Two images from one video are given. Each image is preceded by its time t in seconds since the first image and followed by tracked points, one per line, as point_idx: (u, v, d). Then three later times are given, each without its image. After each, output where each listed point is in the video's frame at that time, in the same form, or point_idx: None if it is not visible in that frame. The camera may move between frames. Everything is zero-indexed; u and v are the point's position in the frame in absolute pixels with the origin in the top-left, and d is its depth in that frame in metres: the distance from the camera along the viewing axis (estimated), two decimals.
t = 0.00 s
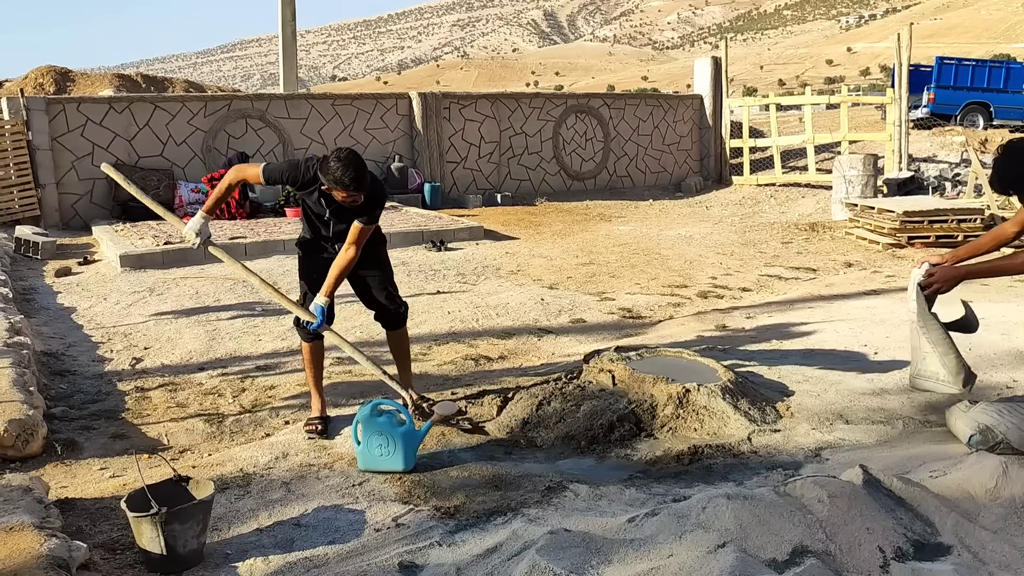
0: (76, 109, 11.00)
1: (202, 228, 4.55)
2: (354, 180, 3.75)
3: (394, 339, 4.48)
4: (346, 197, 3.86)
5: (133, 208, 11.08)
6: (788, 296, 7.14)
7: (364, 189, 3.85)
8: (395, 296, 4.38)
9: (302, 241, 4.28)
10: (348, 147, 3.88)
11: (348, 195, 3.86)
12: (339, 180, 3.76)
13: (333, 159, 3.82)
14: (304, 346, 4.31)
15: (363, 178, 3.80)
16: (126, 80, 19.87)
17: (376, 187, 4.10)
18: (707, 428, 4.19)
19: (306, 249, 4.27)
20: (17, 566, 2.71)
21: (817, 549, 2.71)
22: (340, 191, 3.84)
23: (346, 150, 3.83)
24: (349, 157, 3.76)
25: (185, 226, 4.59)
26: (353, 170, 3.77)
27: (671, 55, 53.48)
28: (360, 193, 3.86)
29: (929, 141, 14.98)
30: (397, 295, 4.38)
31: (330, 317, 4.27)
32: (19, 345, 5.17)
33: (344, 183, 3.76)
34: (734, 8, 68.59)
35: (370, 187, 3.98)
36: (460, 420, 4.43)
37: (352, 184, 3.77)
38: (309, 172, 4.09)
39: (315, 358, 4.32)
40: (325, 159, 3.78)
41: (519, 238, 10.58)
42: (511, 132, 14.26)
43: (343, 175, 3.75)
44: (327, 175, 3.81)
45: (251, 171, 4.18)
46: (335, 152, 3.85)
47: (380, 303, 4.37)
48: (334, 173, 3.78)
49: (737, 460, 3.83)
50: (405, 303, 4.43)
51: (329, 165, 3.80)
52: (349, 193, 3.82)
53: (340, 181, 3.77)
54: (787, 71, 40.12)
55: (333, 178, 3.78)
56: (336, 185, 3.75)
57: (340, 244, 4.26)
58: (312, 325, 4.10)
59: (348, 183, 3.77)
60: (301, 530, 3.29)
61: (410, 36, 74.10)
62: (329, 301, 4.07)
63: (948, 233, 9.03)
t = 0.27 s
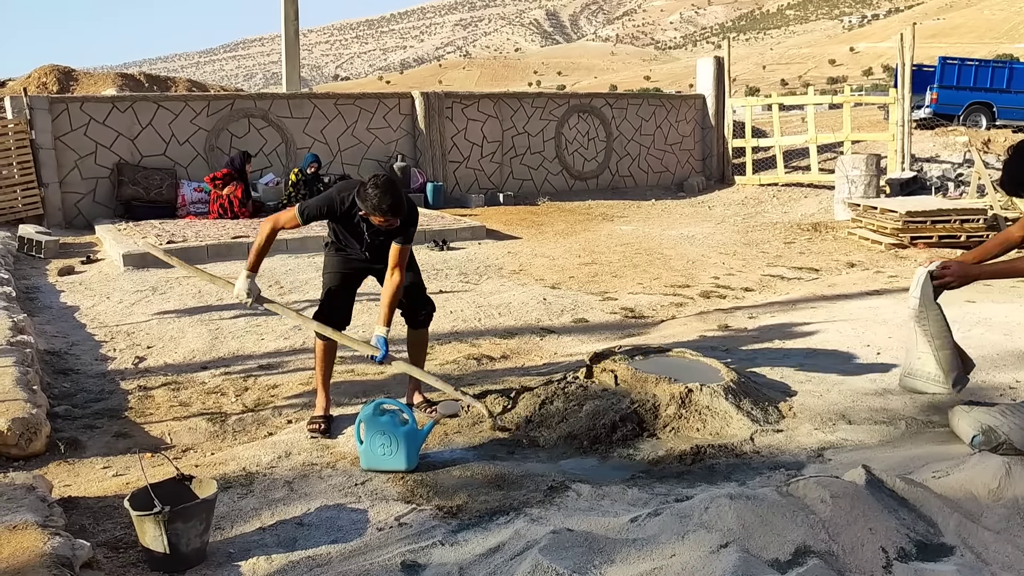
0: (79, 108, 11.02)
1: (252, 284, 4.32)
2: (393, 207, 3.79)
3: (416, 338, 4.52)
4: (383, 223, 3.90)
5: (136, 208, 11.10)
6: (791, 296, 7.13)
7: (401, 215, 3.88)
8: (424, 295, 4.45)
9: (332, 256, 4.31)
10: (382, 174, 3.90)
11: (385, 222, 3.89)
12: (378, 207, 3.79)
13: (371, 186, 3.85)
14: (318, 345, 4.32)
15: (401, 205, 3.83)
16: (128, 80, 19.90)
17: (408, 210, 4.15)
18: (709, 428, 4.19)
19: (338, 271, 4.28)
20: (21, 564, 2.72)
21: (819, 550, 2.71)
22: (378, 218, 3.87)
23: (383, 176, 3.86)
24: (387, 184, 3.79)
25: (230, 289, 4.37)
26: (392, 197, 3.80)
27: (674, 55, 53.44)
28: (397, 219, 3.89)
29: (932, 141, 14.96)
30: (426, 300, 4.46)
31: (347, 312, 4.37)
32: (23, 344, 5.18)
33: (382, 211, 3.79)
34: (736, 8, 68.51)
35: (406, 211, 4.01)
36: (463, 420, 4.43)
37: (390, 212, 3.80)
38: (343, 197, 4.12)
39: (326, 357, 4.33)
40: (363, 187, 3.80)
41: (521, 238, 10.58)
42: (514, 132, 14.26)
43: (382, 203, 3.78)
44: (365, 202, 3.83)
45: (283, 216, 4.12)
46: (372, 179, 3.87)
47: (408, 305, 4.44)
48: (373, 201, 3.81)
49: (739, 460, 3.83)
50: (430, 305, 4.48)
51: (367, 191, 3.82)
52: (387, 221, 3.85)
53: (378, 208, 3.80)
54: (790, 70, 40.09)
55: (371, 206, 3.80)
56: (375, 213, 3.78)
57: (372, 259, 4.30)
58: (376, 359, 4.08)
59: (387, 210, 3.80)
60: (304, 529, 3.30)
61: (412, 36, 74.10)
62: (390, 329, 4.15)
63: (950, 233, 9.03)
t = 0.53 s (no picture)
0: (82, 107, 11.02)
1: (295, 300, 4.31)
2: (386, 194, 3.79)
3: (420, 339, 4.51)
4: (378, 213, 3.89)
5: (139, 207, 11.10)
6: (794, 295, 7.12)
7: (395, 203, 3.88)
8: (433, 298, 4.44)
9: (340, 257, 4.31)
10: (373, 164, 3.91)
11: (380, 211, 3.88)
12: (370, 196, 3.79)
13: (363, 176, 3.86)
14: (324, 340, 4.34)
15: (393, 192, 3.83)
16: (131, 79, 19.92)
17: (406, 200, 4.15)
18: (712, 428, 4.18)
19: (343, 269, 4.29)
20: (24, 563, 2.72)
21: (823, 549, 2.71)
22: (372, 208, 3.87)
23: (374, 166, 3.86)
24: (377, 172, 3.79)
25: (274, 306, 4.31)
26: (383, 184, 3.80)
27: (677, 54, 53.39)
28: (391, 207, 3.89)
29: (935, 140, 14.93)
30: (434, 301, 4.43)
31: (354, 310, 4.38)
32: (26, 343, 5.18)
33: (375, 199, 3.79)
34: (739, 7, 68.43)
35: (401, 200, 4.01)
36: (466, 418, 4.44)
37: (382, 200, 3.80)
38: (341, 194, 4.12)
39: (332, 354, 4.34)
40: (354, 176, 3.81)
41: (523, 237, 10.58)
42: (516, 131, 14.25)
43: (374, 191, 3.78)
44: (359, 192, 3.83)
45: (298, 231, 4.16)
46: (364, 169, 3.88)
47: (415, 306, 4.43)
48: (365, 190, 3.81)
49: (742, 460, 3.82)
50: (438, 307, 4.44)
51: (359, 181, 3.83)
52: (380, 209, 3.85)
53: (371, 196, 3.80)
54: (792, 70, 40.05)
55: (365, 195, 3.81)
56: (367, 201, 3.79)
57: (378, 255, 4.30)
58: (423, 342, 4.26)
59: (379, 198, 3.80)
60: (307, 528, 3.30)
61: (415, 35, 74.09)
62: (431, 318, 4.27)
63: (954, 233, 9.01)
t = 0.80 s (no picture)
0: (86, 106, 11.04)
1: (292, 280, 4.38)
2: (370, 158, 3.78)
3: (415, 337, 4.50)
4: (365, 182, 3.87)
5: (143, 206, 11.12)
6: (798, 293, 7.11)
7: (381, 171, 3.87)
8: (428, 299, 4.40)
9: (332, 244, 4.27)
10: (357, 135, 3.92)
11: (366, 181, 3.87)
12: (355, 161, 3.79)
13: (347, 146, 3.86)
14: (325, 341, 4.34)
15: (378, 157, 3.83)
16: (135, 78, 19.94)
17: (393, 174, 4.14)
18: (717, 426, 4.18)
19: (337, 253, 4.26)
20: (30, 562, 2.73)
21: (827, 548, 2.71)
22: (358, 177, 3.85)
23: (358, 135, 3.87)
24: (361, 138, 3.80)
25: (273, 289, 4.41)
26: (367, 150, 3.80)
27: (680, 51, 53.31)
28: (378, 176, 3.87)
29: (940, 137, 14.90)
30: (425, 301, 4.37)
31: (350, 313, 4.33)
32: (31, 342, 5.19)
33: (360, 165, 3.79)
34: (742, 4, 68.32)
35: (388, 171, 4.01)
36: (470, 417, 4.44)
37: (367, 164, 3.79)
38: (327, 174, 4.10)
39: (333, 355, 4.34)
40: (338, 145, 3.81)
41: (527, 235, 10.57)
42: (520, 129, 14.24)
43: (359, 156, 3.78)
44: (344, 161, 3.84)
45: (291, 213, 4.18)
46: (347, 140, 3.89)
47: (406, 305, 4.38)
48: (350, 157, 3.81)
49: (747, 458, 3.82)
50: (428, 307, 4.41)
51: (343, 150, 3.83)
52: (367, 177, 3.83)
53: (356, 163, 3.80)
54: (796, 67, 39.97)
55: (350, 162, 3.80)
56: (353, 167, 3.78)
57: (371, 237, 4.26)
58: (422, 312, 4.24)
59: (364, 163, 3.79)
60: (311, 527, 3.30)
61: (418, 34, 74.07)
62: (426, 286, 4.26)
63: (959, 230, 8.99)
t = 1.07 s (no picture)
0: (92, 108, 11.07)
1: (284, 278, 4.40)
2: (351, 147, 3.79)
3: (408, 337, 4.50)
4: (346, 171, 3.88)
5: (149, 207, 11.14)
6: (804, 290, 7.10)
7: (362, 160, 3.88)
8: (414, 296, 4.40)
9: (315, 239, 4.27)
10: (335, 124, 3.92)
11: (347, 169, 3.87)
12: (336, 151, 3.79)
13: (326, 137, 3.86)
14: (320, 346, 4.35)
15: (358, 146, 3.83)
16: (140, 80, 19.99)
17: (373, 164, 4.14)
18: (723, 424, 4.17)
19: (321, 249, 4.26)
20: (38, 564, 2.74)
21: (834, 547, 2.70)
22: (338, 166, 3.86)
23: (337, 125, 3.87)
24: (341, 128, 3.80)
25: (267, 289, 4.42)
26: (347, 139, 3.80)
27: (685, 49, 53.23)
28: (358, 165, 3.88)
29: (946, 134, 14.85)
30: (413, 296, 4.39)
31: (341, 315, 4.34)
32: (38, 344, 5.21)
33: (340, 155, 3.79)
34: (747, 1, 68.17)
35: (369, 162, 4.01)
36: (474, 417, 4.44)
37: (348, 154, 3.79)
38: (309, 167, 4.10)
39: (330, 359, 4.36)
40: (317, 135, 3.80)
41: (532, 234, 10.57)
42: (524, 128, 14.24)
43: (339, 145, 3.78)
44: (323, 152, 3.83)
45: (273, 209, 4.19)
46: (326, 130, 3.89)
47: (395, 303, 4.38)
48: (329, 147, 3.81)
49: (753, 457, 3.81)
50: (416, 302, 4.43)
51: (323, 141, 3.84)
52: (348, 166, 3.84)
53: (336, 153, 3.80)
54: (801, 64, 39.90)
55: (330, 152, 3.80)
56: (334, 157, 3.78)
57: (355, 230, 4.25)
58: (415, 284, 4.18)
59: (345, 153, 3.80)
60: (318, 528, 3.30)
61: (422, 33, 74.08)
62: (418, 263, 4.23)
63: (966, 227, 8.95)
